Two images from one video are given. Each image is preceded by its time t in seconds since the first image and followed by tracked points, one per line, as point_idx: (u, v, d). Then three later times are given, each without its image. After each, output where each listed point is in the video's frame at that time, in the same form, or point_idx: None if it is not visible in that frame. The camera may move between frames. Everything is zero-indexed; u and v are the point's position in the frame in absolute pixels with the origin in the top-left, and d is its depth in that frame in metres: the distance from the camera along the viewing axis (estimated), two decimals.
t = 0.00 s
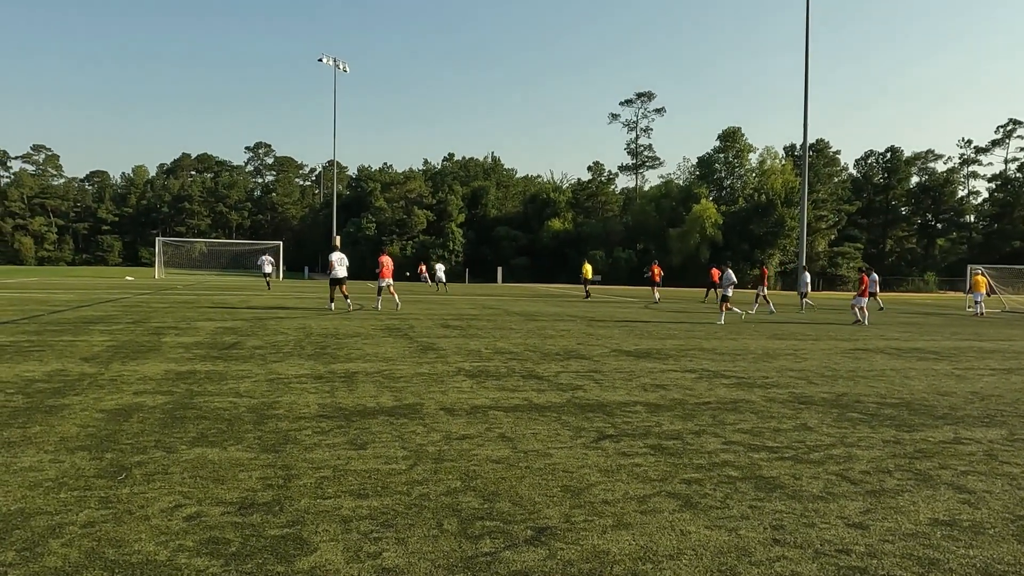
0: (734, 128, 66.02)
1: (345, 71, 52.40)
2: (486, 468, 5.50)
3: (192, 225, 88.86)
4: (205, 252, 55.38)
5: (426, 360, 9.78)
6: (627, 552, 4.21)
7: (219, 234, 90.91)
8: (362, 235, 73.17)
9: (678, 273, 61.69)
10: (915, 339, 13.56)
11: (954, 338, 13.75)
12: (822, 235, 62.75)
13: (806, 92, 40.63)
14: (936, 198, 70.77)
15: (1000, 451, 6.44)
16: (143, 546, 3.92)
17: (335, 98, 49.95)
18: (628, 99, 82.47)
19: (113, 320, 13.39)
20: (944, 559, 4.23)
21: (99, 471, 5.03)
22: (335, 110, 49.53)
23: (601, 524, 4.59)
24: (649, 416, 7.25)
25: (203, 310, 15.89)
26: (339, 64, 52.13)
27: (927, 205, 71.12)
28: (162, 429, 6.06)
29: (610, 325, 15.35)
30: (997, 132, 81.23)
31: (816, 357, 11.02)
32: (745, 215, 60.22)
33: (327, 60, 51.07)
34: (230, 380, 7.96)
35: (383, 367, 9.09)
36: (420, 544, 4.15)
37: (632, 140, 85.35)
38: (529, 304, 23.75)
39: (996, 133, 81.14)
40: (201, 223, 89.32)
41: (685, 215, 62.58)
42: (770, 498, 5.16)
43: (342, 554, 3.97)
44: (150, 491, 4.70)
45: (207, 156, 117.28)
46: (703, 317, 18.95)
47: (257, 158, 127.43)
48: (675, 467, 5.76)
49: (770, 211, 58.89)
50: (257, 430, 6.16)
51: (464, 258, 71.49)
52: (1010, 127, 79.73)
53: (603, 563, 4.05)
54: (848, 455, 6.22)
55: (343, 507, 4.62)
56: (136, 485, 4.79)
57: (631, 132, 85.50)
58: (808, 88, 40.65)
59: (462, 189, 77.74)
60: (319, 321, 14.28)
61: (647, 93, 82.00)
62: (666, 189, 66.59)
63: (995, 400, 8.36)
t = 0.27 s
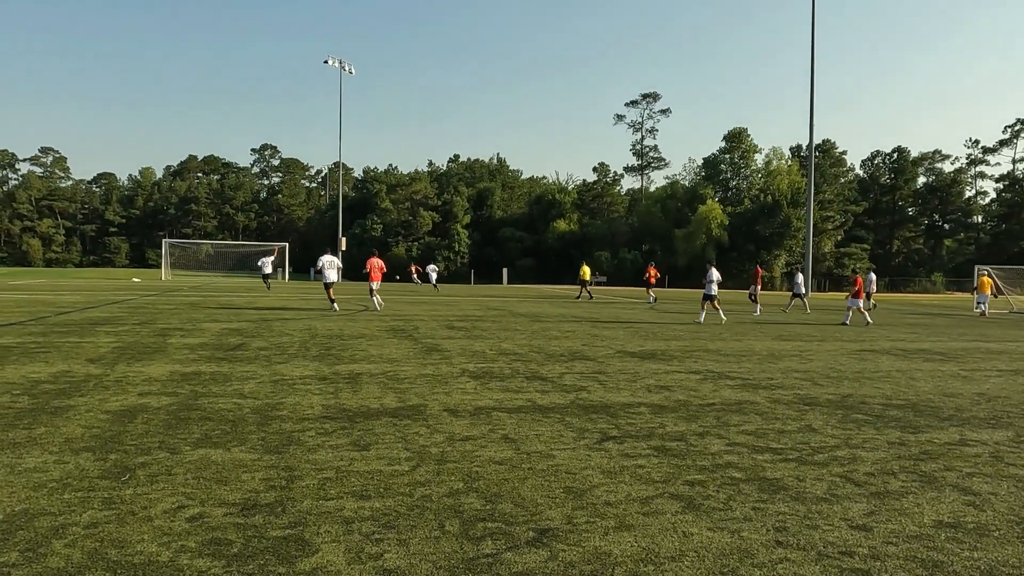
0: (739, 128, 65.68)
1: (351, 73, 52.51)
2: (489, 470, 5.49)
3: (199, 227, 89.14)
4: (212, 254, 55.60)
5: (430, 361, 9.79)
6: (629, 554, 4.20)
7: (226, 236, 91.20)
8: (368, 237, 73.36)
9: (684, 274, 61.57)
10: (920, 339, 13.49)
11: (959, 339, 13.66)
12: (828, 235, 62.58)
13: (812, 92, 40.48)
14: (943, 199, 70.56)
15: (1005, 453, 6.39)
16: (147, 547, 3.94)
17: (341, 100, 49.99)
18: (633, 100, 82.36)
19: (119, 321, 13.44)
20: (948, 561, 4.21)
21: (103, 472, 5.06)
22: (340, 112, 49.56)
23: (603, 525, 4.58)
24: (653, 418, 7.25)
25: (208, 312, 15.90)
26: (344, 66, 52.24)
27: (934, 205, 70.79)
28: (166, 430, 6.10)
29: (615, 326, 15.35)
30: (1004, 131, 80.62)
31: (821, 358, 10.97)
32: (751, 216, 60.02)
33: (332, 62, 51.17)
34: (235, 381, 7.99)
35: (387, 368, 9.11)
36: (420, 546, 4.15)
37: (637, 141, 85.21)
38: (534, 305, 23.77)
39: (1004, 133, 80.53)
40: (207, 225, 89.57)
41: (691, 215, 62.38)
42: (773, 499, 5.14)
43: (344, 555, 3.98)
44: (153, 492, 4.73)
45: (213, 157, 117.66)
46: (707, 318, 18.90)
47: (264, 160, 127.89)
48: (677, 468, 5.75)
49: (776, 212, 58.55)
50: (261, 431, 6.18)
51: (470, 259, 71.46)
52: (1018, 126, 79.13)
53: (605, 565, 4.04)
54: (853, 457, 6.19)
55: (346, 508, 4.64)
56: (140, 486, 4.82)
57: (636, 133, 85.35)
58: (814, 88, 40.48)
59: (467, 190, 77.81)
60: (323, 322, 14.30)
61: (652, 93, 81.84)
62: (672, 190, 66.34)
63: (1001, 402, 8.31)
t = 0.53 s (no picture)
0: (746, 129, 65.48)
1: (357, 75, 52.68)
2: (495, 472, 5.49)
3: (205, 229, 89.46)
4: (219, 255, 55.78)
5: (436, 362, 9.79)
6: (635, 556, 4.19)
7: (233, 237, 91.49)
8: (374, 238, 73.56)
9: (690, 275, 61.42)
10: (928, 340, 13.41)
11: (968, 340, 13.58)
12: (835, 236, 62.32)
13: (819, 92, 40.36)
14: (951, 199, 70.18)
15: (1014, 454, 6.35)
16: (154, 548, 3.95)
17: (347, 101, 50.17)
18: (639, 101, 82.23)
19: (126, 323, 13.49)
20: (957, 564, 4.18)
21: (110, 473, 5.08)
22: (347, 113, 49.74)
23: (609, 527, 4.56)
24: (660, 419, 7.22)
25: (216, 314, 15.95)
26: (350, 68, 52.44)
27: (941, 206, 70.51)
28: (173, 432, 6.13)
29: (621, 328, 15.33)
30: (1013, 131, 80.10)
31: (829, 359, 10.92)
32: (758, 217, 59.87)
33: (338, 64, 51.40)
34: (241, 383, 8.00)
35: (393, 370, 9.11)
36: (427, 547, 4.15)
37: (643, 142, 85.10)
38: (540, 306, 23.74)
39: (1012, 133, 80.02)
40: (214, 227, 89.87)
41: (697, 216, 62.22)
42: (780, 501, 5.12)
43: (350, 556, 3.99)
44: (160, 493, 4.74)
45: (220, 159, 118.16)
46: (714, 319, 18.86)
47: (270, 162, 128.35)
48: (684, 470, 5.73)
49: (783, 213, 58.48)
50: (268, 433, 6.20)
51: (476, 260, 71.42)
52: None
53: (612, 567, 4.03)
54: (860, 459, 6.16)
55: (352, 510, 4.64)
56: (146, 487, 4.83)
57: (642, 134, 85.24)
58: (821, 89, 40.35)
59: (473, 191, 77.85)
60: (330, 324, 14.32)
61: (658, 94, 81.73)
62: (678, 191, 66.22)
63: (1010, 403, 8.26)
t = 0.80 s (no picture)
0: (752, 130, 65.15)
1: (364, 77, 52.88)
2: (503, 473, 5.48)
3: (213, 230, 89.78)
4: (226, 257, 55.97)
5: (443, 364, 9.79)
6: (644, 558, 4.17)
7: (240, 239, 91.80)
8: (380, 240, 73.67)
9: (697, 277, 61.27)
10: (936, 342, 13.34)
11: (976, 342, 13.49)
12: (843, 237, 62.04)
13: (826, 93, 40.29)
14: (959, 200, 69.83)
15: None
16: (161, 550, 3.96)
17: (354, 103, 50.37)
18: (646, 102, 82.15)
19: (135, 324, 13.55)
20: (968, 567, 4.15)
21: (119, 474, 5.11)
22: (354, 115, 49.91)
23: (617, 529, 4.55)
24: (668, 421, 7.20)
25: (223, 315, 16.01)
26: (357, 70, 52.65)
27: (949, 206, 70.13)
28: (180, 433, 6.14)
29: (628, 329, 15.32)
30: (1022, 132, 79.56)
31: (837, 361, 10.88)
32: (765, 218, 59.66)
33: (345, 66, 51.63)
34: (248, 385, 8.02)
35: (399, 371, 9.12)
36: (434, 549, 4.15)
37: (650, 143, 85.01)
38: (546, 307, 23.75)
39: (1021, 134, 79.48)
40: (221, 228, 90.19)
41: (704, 218, 62.02)
42: (788, 504, 5.09)
43: (358, 558, 3.99)
44: (169, 495, 4.75)
45: (227, 162, 118.66)
46: (721, 321, 18.82)
47: (277, 164, 128.83)
48: (691, 472, 5.71)
49: (790, 214, 58.25)
50: (275, 434, 6.21)
51: (482, 261, 71.34)
52: None
53: (620, 570, 4.01)
54: (869, 461, 6.12)
55: (359, 512, 4.64)
56: (155, 488, 4.85)
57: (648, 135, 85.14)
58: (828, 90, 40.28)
59: (479, 193, 77.88)
60: (336, 325, 14.36)
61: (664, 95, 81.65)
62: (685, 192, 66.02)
63: (1020, 404, 8.20)
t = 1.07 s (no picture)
0: (760, 131, 64.96)
1: (370, 79, 53.08)
2: (510, 475, 5.48)
3: (220, 232, 90.11)
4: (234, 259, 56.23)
5: (450, 365, 9.79)
6: (651, 561, 4.16)
7: (247, 241, 92.11)
8: (387, 241, 73.84)
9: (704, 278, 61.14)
10: (945, 344, 13.25)
11: (986, 344, 13.40)
12: (851, 238, 61.80)
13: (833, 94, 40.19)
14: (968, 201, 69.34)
15: None
16: (170, 551, 3.98)
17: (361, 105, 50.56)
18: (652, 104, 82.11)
19: (143, 326, 13.63)
20: (977, 571, 4.12)
21: (127, 475, 5.14)
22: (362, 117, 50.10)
23: (625, 532, 4.54)
24: (675, 423, 7.18)
25: (231, 317, 16.08)
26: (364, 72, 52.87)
27: (958, 207, 69.68)
28: (189, 434, 6.17)
29: (635, 330, 15.31)
30: None
31: (845, 363, 10.82)
32: (772, 220, 59.48)
33: (352, 68, 51.92)
34: (256, 386, 8.05)
35: (406, 373, 9.13)
36: (442, 551, 4.15)
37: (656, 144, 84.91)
38: (553, 309, 23.74)
39: None
40: (229, 230, 90.53)
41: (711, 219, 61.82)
42: (797, 506, 5.07)
43: (365, 560, 3.99)
44: (177, 496, 4.77)
45: (235, 163, 119.18)
46: (728, 322, 18.77)
47: (285, 166, 129.32)
48: (699, 474, 5.69)
49: (797, 215, 58.08)
50: (283, 435, 6.23)
51: (488, 263, 71.31)
52: None
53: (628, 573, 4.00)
54: (878, 464, 6.08)
55: (367, 513, 4.64)
56: (163, 490, 4.87)
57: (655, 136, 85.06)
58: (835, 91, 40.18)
59: (486, 194, 77.94)
60: (343, 327, 14.39)
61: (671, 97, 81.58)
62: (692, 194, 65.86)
63: None
